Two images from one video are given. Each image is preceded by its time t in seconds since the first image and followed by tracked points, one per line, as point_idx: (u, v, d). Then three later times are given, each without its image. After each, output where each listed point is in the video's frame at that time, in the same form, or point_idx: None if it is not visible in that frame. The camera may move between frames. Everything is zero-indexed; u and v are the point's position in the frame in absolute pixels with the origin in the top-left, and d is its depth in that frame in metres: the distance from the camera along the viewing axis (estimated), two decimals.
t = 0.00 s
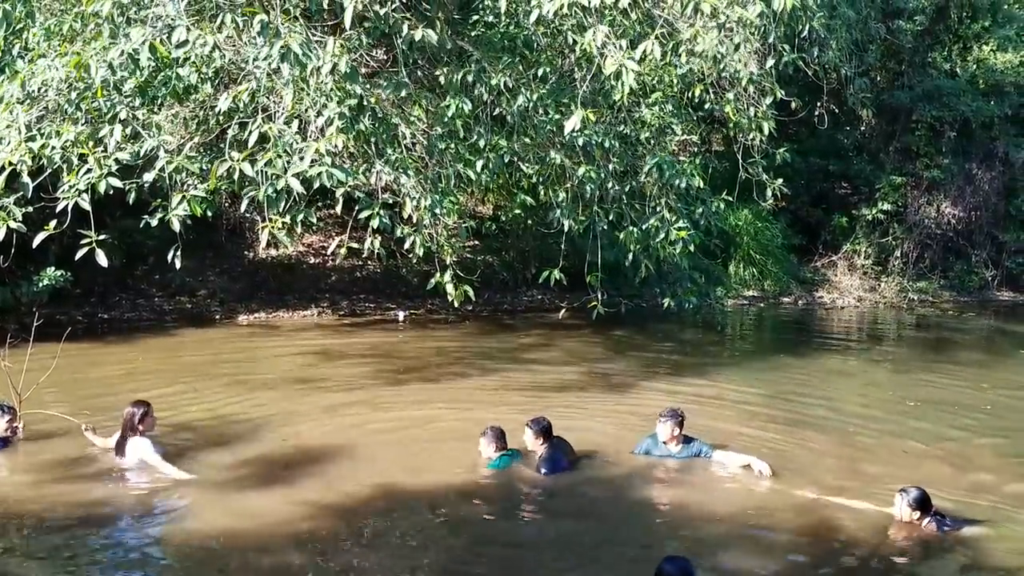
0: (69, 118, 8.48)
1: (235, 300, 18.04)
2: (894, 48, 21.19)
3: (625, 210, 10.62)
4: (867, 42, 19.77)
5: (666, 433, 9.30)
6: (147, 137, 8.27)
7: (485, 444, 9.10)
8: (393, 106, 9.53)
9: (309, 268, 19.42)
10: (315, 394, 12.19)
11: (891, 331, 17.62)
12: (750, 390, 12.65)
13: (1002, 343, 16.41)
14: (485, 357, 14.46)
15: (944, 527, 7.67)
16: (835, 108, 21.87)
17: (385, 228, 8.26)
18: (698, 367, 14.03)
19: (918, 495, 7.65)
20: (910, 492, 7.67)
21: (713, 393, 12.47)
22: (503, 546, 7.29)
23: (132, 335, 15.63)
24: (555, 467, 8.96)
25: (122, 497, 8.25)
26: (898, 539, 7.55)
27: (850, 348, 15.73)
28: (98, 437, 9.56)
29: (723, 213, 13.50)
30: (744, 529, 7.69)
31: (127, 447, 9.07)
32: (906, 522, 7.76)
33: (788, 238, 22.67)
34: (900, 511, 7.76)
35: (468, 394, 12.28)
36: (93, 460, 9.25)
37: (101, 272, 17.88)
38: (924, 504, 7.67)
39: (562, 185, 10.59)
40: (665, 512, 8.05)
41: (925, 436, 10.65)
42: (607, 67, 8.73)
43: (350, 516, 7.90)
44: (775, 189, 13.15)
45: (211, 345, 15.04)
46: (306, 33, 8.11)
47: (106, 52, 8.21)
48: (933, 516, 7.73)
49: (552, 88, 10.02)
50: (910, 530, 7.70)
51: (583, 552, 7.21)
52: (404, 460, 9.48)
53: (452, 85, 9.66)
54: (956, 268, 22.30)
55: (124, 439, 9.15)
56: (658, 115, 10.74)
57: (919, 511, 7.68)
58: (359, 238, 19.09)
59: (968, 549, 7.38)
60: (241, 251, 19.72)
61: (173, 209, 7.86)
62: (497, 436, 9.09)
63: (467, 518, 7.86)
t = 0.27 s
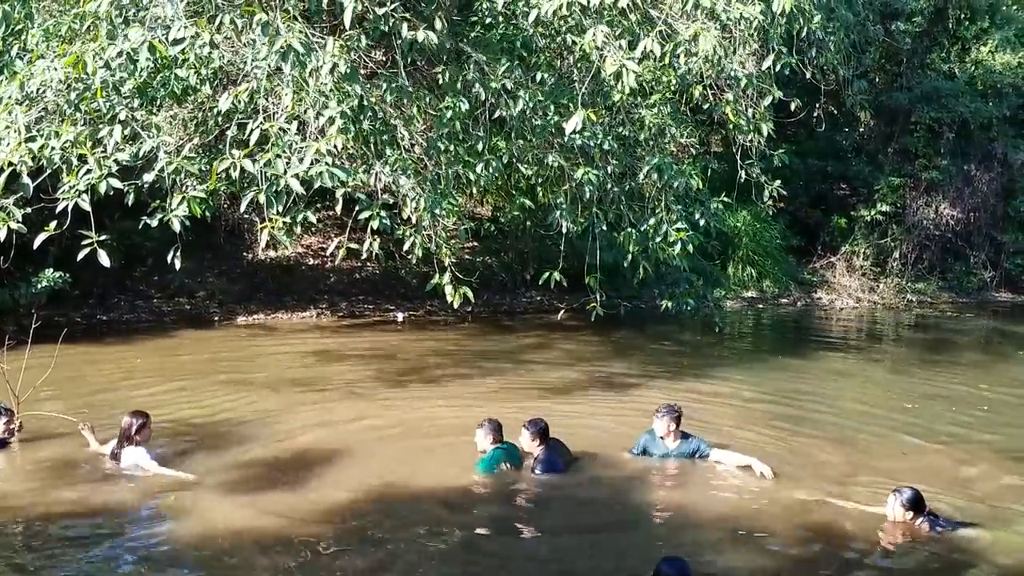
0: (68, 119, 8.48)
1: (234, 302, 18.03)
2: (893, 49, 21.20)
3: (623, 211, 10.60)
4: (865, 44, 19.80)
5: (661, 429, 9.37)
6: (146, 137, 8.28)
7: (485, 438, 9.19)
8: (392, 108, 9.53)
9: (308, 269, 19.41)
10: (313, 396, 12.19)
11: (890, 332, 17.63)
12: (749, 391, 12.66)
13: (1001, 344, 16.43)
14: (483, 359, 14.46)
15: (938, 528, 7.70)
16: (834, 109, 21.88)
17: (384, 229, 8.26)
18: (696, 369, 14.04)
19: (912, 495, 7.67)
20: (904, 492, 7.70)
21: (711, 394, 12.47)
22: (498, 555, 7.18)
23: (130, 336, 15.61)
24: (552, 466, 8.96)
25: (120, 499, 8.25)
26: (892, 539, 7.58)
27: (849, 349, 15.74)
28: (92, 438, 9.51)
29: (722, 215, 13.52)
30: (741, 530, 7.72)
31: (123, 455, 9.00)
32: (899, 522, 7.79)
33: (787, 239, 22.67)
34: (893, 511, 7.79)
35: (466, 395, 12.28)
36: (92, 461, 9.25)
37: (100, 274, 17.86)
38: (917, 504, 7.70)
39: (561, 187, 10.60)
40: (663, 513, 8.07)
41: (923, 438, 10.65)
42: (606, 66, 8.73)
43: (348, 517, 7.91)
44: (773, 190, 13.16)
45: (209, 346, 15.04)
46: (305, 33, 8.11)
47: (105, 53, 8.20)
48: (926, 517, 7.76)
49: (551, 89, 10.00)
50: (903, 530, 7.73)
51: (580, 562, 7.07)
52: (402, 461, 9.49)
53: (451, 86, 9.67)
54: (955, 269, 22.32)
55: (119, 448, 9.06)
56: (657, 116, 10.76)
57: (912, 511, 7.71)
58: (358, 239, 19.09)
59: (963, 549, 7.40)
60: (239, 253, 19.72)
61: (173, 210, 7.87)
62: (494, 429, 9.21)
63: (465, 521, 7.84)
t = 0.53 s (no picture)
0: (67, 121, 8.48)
1: (233, 303, 18.02)
2: (891, 51, 21.27)
3: (622, 212, 10.62)
4: (863, 46, 19.85)
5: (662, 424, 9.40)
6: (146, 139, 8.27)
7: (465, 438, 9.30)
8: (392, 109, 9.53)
9: (307, 271, 19.40)
10: (313, 397, 12.19)
11: (889, 333, 17.66)
12: (748, 392, 12.68)
13: (1000, 345, 16.47)
14: (483, 360, 14.47)
15: (934, 527, 7.73)
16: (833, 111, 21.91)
17: (385, 231, 8.26)
18: (695, 370, 14.05)
19: (907, 496, 7.76)
20: (899, 492, 7.79)
21: (710, 395, 12.49)
22: (497, 557, 7.15)
23: (129, 338, 15.60)
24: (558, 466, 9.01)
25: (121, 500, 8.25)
26: (888, 538, 7.62)
27: (848, 350, 15.76)
28: (90, 442, 9.48)
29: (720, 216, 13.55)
30: (741, 531, 7.74)
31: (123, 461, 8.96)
32: (895, 522, 7.83)
33: (785, 240, 22.68)
34: (889, 511, 7.85)
35: (466, 396, 12.29)
36: (92, 462, 9.25)
37: (99, 275, 17.85)
38: (913, 505, 7.76)
39: (560, 188, 10.60)
40: (662, 513, 8.09)
41: (923, 438, 10.66)
42: (605, 66, 8.75)
43: (349, 518, 7.93)
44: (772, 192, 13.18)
45: (208, 348, 15.03)
46: (305, 35, 8.10)
47: (105, 54, 8.19)
48: (921, 517, 7.81)
49: (549, 90, 9.95)
50: (899, 529, 7.77)
51: (581, 565, 7.02)
52: (402, 463, 9.50)
53: (451, 87, 9.67)
54: (953, 271, 22.35)
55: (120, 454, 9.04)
56: (656, 118, 10.78)
57: (907, 511, 7.76)
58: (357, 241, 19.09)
59: (960, 549, 7.43)
60: (238, 254, 19.71)
61: (174, 211, 7.88)
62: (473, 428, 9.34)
63: (466, 523, 7.82)
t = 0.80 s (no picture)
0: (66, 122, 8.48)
1: (232, 305, 18.01)
2: (889, 53, 21.32)
3: (621, 213, 10.65)
4: (862, 48, 19.89)
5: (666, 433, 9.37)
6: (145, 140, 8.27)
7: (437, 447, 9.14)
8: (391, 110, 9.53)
9: (306, 272, 19.40)
10: (312, 398, 12.19)
11: (888, 334, 17.68)
12: (747, 393, 12.68)
13: (998, 346, 16.50)
14: (482, 362, 14.46)
15: (933, 528, 7.74)
16: (831, 112, 21.95)
17: (384, 232, 8.27)
18: (694, 371, 14.05)
19: (905, 497, 7.78)
20: (897, 494, 7.81)
21: (709, 397, 12.49)
22: (496, 558, 7.17)
23: (128, 339, 15.60)
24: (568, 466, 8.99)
25: (119, 502, 8.25)
26: (887, 539, 7.62)
27: (847, 352, 15.77)
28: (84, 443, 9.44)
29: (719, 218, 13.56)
30: (739, 531, 7.75)
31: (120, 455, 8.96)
32: (892, 522, 7.84)
33: (784, 241, 22.68)
34: (888, 513, 7.86)
35: (465, 398, 12.29)
36: (90, 464, 9.25)
37: (97, 277, 17.85)
38: (911, 506, 7.77)
39: (559, 190, 10.61)
40: (661, 514, 8.10)
41: (922, 439, 10.66)
42: (604, 65, 8.75)
43: (348, 519, 7.93)
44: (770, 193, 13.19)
45: (207, 349, 15.03)
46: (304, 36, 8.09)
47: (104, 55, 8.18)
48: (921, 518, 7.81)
49: (548, 91, 9.95)
50: (896, 530, 7.78)
51: (579, 567, 7.02)
52: (401, 464, 9.50)
53: (449, 88, 9.67)
54: (952, 272, 22.39)
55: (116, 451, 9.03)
56: (654, 120, 10.80)
57: (906, 512, 7.77)
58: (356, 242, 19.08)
59: (959, 549, 7.44)
60: (237, 256, 19.71)
61: (174, 212, 7.89)
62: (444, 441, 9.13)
63: (464, 525, 7.81)
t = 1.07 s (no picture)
0: (65, 124, 8.49)
1: (230, 306, 18.00)
2: (887, 55, 21.34)
3: (619, 214, 10.68)
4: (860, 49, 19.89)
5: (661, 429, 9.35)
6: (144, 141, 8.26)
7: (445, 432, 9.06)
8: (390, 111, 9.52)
9: (305, 273, 19.39)
10: (311, 399, 12.18)
11: (887, 335, 17.69)
12: (746, 394, 12.69)
13: (997, 347, 16.53)
14: (481, 362, 14.46)
15: (932, 529, 7.75)
16: (830, 113, 21.96)
17: (384, 233, 8.28)
18: (694, 372, 14.05)
19: (902, 499, 7.81)
20: (895, 495, 7.83)
21: (709, 397, 12.49)
22: (496, 557, 7.20)
23: (126, 340, 15.59)
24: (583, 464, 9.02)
25: (119, 503, 8.24)
26: (886, 540, 7.64)
27: (846, 352, 15.76)
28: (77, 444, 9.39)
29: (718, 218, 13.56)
30: (739, 532, 7.77)
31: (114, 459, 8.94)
32: (890, 524, 7.85)
33: (783, 242, 22.69)
34: (885, 515, 7.88)
35: (464, 398, 12.29)
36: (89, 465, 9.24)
37: (96, 278, 17.84)
38: (909, 508, 7.80)
39: (558, 190, 10.61)
40: (660, 514, 8.13)
41: (920, 440, 10.66)
42: (602, 63, 8.74)
43: (348, 519, 7.94)
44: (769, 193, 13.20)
45: (207, 350, 15.02)
46: (302, 37, 8.07)
47: (102, 57, 8.17)
48: (919, 519, 7.84)
49: (546, 92, 9.95)
50: (895, 531, 7.79)
51: (579, 565, 7.05)
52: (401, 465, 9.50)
53: (449, 88, 9.66)
54: (951, 272, 22.43)
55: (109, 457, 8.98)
56: (653, 121, 10.81)
57: (904, 514, 7.79)
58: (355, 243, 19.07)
59: (958, 550, 7.46)
60: (236, 257, 19.70)
61: (173, 213, 7.88)
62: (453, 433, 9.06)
63: (464, 526, 7.81)
